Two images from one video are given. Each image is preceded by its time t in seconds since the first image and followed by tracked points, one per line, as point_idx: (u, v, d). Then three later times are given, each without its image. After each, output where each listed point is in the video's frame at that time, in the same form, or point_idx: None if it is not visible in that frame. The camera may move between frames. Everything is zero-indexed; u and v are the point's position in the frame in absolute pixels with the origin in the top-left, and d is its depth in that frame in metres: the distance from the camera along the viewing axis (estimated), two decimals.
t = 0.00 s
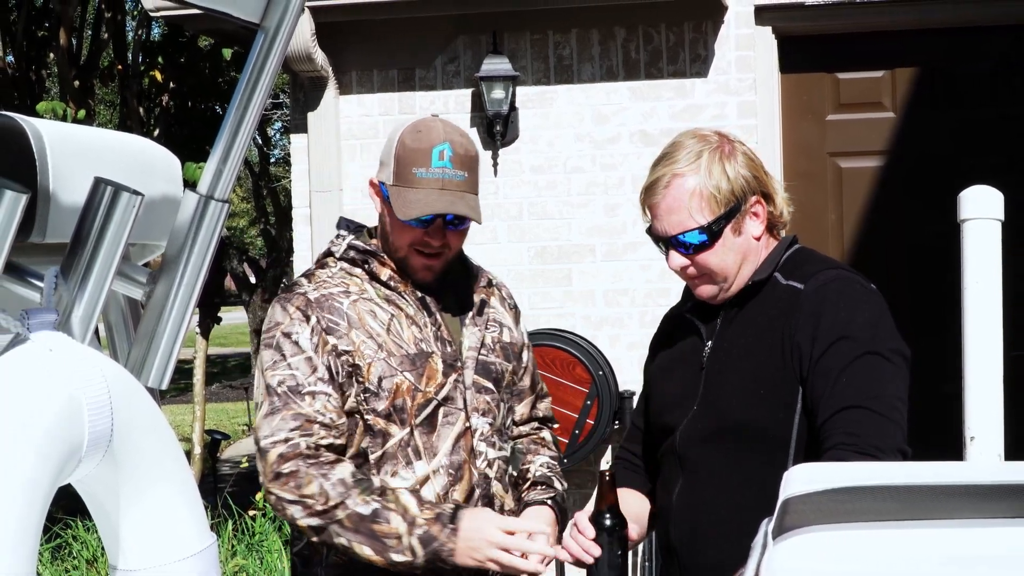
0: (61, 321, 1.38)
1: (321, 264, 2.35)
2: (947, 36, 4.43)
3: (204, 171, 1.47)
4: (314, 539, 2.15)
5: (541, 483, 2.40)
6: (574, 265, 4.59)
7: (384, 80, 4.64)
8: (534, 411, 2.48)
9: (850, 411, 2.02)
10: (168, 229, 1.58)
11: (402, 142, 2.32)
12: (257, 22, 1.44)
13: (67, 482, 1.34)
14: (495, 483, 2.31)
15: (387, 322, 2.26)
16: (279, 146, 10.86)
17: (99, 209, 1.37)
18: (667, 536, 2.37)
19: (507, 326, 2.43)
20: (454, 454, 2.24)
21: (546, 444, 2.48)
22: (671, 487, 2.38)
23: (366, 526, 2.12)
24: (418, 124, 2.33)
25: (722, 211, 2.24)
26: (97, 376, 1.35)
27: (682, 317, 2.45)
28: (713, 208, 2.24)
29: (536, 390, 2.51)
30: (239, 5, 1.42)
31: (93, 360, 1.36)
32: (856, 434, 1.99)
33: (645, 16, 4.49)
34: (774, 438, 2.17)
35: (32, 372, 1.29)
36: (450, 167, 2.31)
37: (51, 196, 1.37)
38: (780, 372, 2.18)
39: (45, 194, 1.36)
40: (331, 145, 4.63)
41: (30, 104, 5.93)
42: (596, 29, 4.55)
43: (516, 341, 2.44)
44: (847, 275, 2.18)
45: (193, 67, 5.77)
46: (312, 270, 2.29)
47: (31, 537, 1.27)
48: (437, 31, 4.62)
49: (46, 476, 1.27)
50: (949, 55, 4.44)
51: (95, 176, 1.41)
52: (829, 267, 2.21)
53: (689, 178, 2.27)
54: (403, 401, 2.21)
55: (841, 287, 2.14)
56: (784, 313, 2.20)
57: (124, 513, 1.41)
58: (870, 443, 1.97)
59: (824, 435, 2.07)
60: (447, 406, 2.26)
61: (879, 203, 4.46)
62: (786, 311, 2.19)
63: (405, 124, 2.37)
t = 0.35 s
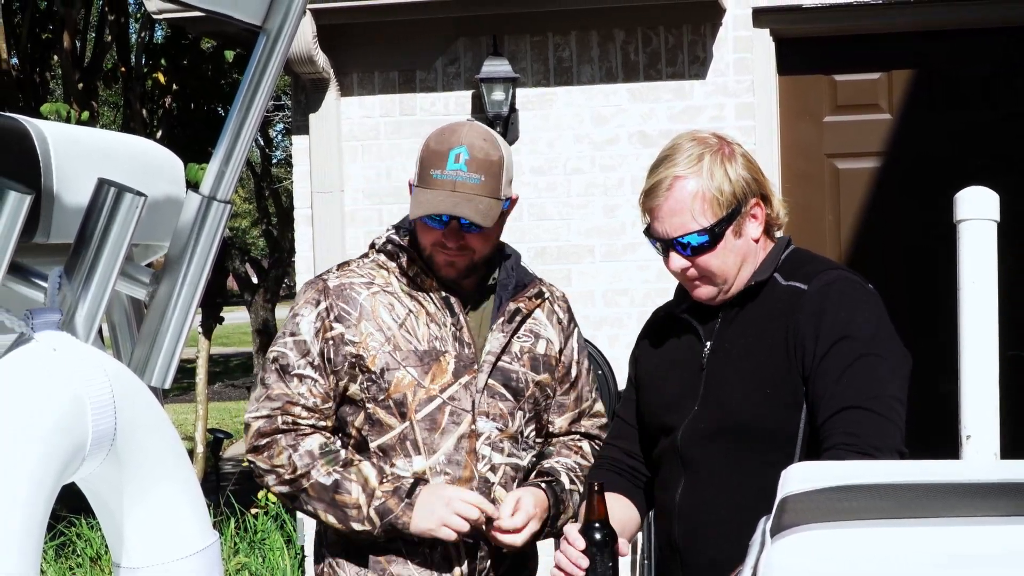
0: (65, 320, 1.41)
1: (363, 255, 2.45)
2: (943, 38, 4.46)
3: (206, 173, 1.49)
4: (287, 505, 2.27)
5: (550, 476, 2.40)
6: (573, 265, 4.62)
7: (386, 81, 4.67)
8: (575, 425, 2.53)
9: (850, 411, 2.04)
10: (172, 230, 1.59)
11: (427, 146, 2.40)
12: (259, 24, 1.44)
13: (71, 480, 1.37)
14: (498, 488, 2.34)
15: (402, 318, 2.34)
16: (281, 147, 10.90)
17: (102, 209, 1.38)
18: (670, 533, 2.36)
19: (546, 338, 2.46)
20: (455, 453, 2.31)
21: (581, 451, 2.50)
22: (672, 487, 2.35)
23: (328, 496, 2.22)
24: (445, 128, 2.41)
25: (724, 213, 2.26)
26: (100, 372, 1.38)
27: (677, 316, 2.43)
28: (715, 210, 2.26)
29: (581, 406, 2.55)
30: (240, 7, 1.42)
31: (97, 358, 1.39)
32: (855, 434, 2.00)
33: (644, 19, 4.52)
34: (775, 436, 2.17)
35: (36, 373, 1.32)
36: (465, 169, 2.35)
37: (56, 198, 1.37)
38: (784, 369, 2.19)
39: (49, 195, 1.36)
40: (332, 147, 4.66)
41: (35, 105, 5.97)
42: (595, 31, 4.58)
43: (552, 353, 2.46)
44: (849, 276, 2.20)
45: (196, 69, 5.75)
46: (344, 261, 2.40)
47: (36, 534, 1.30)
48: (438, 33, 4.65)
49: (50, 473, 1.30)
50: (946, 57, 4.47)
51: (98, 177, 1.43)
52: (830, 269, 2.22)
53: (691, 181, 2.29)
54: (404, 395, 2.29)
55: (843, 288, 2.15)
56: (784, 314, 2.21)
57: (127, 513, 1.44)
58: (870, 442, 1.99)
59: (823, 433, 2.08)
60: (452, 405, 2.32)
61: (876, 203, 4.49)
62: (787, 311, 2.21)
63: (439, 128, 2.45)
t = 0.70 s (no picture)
0: (69, 320, 1.40)
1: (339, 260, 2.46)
2: (940, 41, 4.49)
3: (209, 174, 1.51)
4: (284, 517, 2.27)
5: (531, 465, 2.41)
6: (572, 265, 4.65)
7: (387, 83, 4.71)
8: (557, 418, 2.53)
9: (844, 410, 2.07)
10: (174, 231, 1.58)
11: (385, 148, 2.40)
12: (262, 27, 1.47)
13: (75, 478, 1.40)
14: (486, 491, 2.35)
15: (381, 320, 2.34)
16: (284, 147, 10.96)
17: (106, 211, 1.38)
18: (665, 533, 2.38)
19: (527, 334, 2.46)
20: (442, 454, 2.32)
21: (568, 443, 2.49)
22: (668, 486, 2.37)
23: (331, 503, 2.23)
24: (399, 131, 2.41)
25: (711, 210, 2.29)
26: (103, 374, 1.39)
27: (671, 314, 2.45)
28: (703, 206, 2.29)
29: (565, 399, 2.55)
30: (242, 9, 1.45)
31: (101, 358, 1.39)
32: (850, 432, 2.04)
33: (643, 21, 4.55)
34: (764, 435, 2.21)
35: (39, 375, 1.33)
36: (422, 169, 2.34)
37: (59, 198, 1.38)
38: (775, 370, 2.22)
39: (53, 196, 1.37)
40: (334, 148, 4.70)
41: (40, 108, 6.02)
42: (595, 33, 4.62)
43: (534, 349, 2.46)
44: (841, 276, 2.22)
45: (198, 71, 5.85)
46: (319, 268, 2.40)
47: (41, 530, 1.33)
48: (438, 35, 4.68)
49: (54, 471, 1.32)
50: (940, 59, 4.50)
51: (104, 180, 1.41)
52: (825, 269, 2.25)
53: (685, 174, 2.32)
54: (387, 399, 2.30)
55: (836, 289, 2.18)
56: (777, 314, 2.23)
57: (130, 510, 1.47)
58: (865, 440, 2.03)
59: (818, 431, 2.12)
60: (436, 407, 2.32)
61: (872, 205, 4.53)
62: (780, 311, 2.23)
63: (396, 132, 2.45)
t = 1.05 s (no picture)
0: (71, 320, 1.31)
1: (304, 269, 2.42)
2: (937, 43, 4.52)
3: (210, 174, 1.45)
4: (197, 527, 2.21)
5: (528, 491, 2.46)
6: (571, 265, 4.68)
7: (388, 85, 4.74)
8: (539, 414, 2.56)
9: (838, 406, 2.10)
10: (178, 231, 1.46)
11: (353, 163, 2.37)
12: (264, 28, 1.41)
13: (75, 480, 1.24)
14: (474, 494, 2.38)
15: (354, 334, 2.34)
16: (284, 149, 11.02)
17: (108, 211, 1.29)
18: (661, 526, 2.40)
19: (501, 332, 2.48)
20: (429, 464, 2.33)
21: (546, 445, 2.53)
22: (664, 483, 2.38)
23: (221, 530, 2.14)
24: (368, 143, 2.37)
25: (704, 191, 2.35)
26: (106, 371, 1.24)
27: (665, 311, 2.49)
28: (697, 185, 2.36)
29: (541, 393, 2.58)
30: (244, 11, 1.39)
31: (105, 356, 1.25)
32: (844, 427, 2.07)
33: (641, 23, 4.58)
34: (760, 429, 2.23)
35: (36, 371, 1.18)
36: (397, 186, 2.32)
37: (63, 199, 1.27)
38: (770, 367, 2.24)
39: (57, 197, 1.27)
40: (336, 150, 4.74)
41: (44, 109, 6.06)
42: (594, 36, 4.65)
43: (509, 347, 2.49)
44: (836, 275, 2.24)
45: (201, 73, 5.87)
46: (285, 281, 2.38)
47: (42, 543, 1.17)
48: (439, 37, 4.72)
49: (55, 478, 1.18)
50: (935, 60, 4.53)
51: (106, 179, 1.32)
52: (822, 266, 2.27)
53: (693, 153, 2.40)
54: (369, 415, 2.30)
55: (830, 287, 2.20)
56: (770, 312, 2.25)
57: (133, 509, 1.31)
58: (860, 436, 2.06)
59: (813, 428, 2.15)
60: (418, 417, 2.33)
61: (869, 205, 4.56)
62: (775, 308, 2.25)
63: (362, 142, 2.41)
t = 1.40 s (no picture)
0: (76, 320, 1.35)
1: (290, 279, 2.43)
2: (933, 44, 4.55)
3: (212, 175, 1.47)
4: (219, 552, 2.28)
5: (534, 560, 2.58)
6: (571, 265, 4.71)
7: (389, 86, 4.76)
8: (520, 413, 2.63)
9: (870, 388, 2.10)
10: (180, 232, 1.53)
11: (334, 176, 2.37)
12: (265, 30, 1.43)
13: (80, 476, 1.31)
14: (469, 500, 2.43)
15: (349, 345, 2.38)
16: (286, 149, 11.04)
17: (111, 211, 1.34)
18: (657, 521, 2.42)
19: (489, 333, 2.53)
20: (425, 472, 2.37)
21: (529, 448, 2.63)
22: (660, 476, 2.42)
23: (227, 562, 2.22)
24: (348, 157, 2.37)
25: (715, 191, 2.36)
26: (110, 373, 1.31)
27: (668, 307, 2.48)
28: (709, 185, 2.37)
29: (522, 390, 2.65)
30: (246, 14, 1.41)
31: (108, 357, 1.32)
32: (883, 409, 2.07)
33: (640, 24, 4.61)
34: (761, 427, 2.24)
35: (44, 372, 1.25)
36: (376, 203, 2.32)
37: (67, 199, 1.34)
38: (771, 365, 2.25)
39: (60, 198, 1.33)
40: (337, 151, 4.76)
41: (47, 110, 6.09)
42: (593, 37, 4.67)
43: (496, 347, 2.55)
44: (831, 272, 2.27)
45: (203, 74, 5.89)
46: (275, 292, 2.39)
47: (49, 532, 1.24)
48: (440, 39, 4.74)
49: (60, 472, 1.24)
50: (931, 61, 4.56)
51: (109, 180, 1.38)
52: (820, 265, 2.29)
53: (704, 153, 2.41)
54: (366, 426, 2.35)
55: (831, 283, 2.22)
56: (770, 312, 2.27)
57: (137, 506, 1.38)
58: (895, 414, 2.06)
59: (841, 415, 2.13)
60: (415, 426, 2.38)
61: (866, 206, 4.58)
62: (775, 307, 2.26)
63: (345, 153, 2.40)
